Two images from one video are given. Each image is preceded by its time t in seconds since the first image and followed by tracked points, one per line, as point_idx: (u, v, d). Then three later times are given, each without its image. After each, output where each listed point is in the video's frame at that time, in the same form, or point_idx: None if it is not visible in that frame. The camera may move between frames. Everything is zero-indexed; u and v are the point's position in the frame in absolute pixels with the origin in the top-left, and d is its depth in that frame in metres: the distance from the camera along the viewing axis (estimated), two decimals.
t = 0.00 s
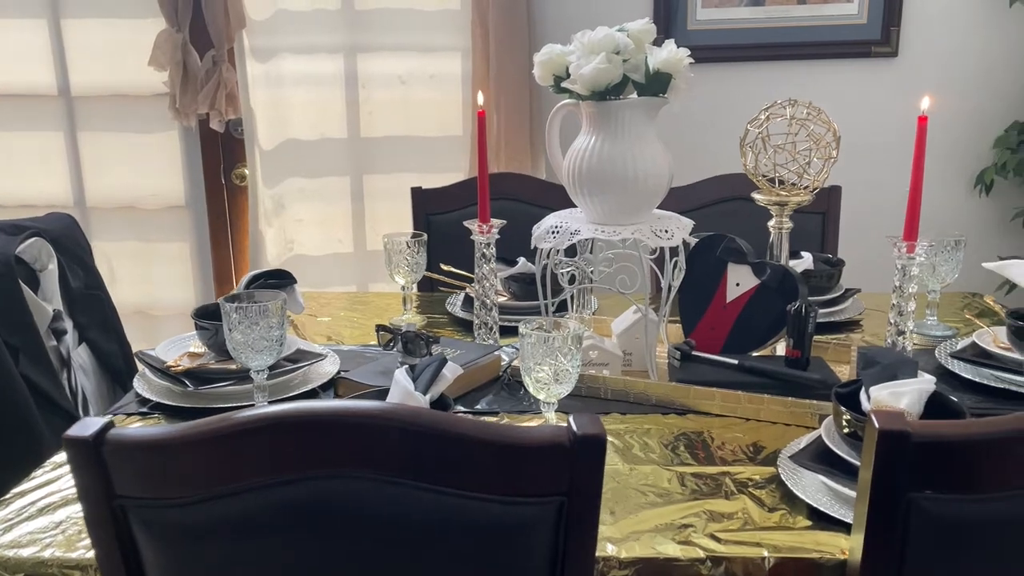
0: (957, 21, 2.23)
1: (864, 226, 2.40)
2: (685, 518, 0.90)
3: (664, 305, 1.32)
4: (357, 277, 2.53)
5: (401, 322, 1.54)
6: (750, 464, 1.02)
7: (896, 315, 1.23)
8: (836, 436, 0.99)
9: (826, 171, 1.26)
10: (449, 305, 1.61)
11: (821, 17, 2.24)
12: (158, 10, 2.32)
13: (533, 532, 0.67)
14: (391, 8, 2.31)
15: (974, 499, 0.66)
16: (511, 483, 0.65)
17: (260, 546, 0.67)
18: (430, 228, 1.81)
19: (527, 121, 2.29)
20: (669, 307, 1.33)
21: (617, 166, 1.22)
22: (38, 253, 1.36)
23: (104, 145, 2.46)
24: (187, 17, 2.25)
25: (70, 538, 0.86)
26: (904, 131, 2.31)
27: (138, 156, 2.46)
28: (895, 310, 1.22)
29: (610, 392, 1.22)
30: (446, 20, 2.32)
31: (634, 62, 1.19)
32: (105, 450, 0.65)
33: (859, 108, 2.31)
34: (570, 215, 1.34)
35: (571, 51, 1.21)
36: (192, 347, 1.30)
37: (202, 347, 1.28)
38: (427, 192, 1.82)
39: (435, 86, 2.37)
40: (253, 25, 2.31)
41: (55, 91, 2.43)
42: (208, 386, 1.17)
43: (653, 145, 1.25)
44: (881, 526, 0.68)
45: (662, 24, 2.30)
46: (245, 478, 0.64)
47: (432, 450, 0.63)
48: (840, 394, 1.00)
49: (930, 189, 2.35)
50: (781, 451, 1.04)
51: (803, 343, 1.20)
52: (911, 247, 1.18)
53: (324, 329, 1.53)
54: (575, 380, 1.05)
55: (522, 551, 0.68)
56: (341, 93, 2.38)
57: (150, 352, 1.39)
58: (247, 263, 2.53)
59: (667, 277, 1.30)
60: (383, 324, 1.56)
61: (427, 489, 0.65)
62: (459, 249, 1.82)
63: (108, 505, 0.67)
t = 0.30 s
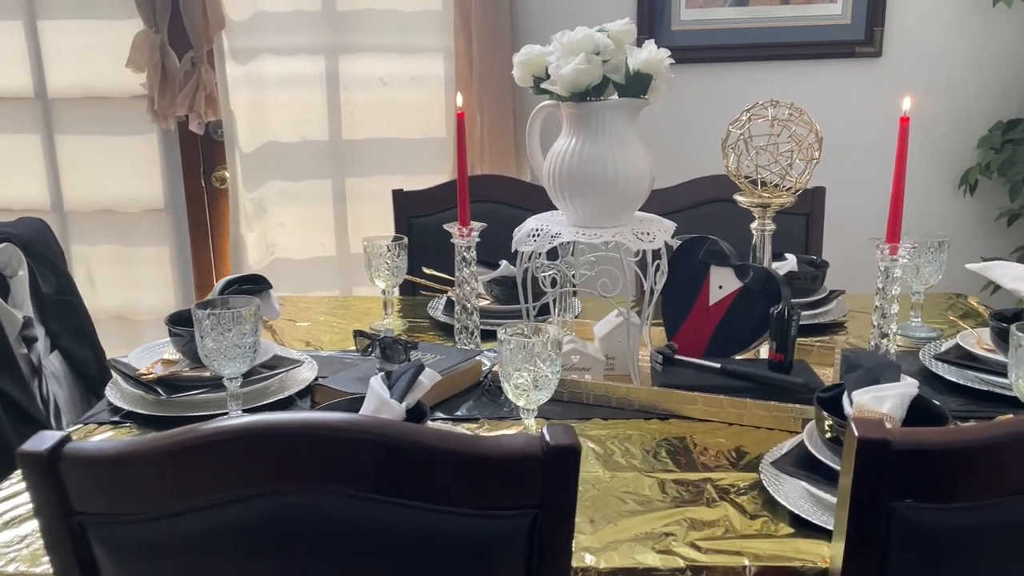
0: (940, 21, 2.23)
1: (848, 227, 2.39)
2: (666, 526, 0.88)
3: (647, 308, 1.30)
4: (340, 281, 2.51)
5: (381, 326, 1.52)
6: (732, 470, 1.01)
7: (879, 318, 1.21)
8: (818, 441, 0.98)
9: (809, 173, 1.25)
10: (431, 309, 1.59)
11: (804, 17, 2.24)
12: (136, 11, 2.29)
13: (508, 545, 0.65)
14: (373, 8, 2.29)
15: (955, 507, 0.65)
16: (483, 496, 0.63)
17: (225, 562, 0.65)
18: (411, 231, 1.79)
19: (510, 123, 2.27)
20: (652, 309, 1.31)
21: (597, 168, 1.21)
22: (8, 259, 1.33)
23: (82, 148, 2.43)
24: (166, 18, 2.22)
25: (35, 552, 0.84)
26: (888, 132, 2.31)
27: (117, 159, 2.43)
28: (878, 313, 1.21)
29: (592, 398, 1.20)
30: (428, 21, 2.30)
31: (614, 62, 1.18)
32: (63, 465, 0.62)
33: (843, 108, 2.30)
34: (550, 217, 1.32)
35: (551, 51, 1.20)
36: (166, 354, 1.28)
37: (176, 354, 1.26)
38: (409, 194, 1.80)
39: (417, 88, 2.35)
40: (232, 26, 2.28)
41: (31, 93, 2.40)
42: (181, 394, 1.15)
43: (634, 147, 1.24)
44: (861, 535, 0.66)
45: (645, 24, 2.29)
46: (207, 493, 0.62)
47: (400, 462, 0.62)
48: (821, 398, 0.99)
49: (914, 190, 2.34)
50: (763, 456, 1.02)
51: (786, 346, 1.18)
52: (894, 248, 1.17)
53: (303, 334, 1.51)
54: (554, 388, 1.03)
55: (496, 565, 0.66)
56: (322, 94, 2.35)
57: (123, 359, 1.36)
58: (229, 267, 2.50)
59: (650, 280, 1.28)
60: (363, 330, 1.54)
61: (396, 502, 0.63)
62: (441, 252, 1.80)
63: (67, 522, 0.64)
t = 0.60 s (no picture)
0: (926, 21, 2.21)
1: (834, 229, 2.38)
2: (646, 539, 0.86)
3: (630, 312, 1.28)
4: (322, 285, 2.48)
5: (360, 333, 1.49)
6: (714, 480, 0.99)
7: (864, 322, 1.19)
8: (801, 450, 0.95)
9: (792, 175, 1.23)
10: (411, 314, 1.56)
11: (790, 18, 2.22)
12: (113, 11, 2.25)
13: (476, 566, 0.62)
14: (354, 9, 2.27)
15: (940, 522, 0.62)
16: (450, 514, 0.60)
17: None
18: (392, 234, 1.77)
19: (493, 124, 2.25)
20: (635, 314, 1.29)
21: (578, 171, 1.18)
22: None
23: (59, 150, 2.39)
24: (142, 18, 2.18)
25: None
26: (875, 133, 2.30)
27: (94, 161, 2.39)
28: (863, 317, 1.19)
29: (574, 405, 1.18)
30: (410, 20, 2.27)
31: (595, 63, 1.15)
32: (9, 485, 0.59)
33: (829, 109, 2.29)
34: (531, 221, 1.29)
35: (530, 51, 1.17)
36: (137, 362, 1.24)
37: (146, 362, 1.22)
38: (390, 197, 1.77)
39: (399, 89, 2.32)
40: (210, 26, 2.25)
41: (6, 95, 2.35)
42: (150, 404, 1.12)
43: (615, 149, 1.21)
44: (844, 552, 0.64)
45: (630, 25, 2.27)
46: (161, 514, 0.60)
47: (362, 481, 0.59)
48: (805, 406, 0.97)
49: (900, 191, 2.33)
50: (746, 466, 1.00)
51: (770, 352, 1.16)
52: (879, 252, 1.16)
53: (280, 340, 1.48)
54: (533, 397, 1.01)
55: None
56: (302, 95, 2.33)
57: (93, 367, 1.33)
58: (209, 271, 2.47)
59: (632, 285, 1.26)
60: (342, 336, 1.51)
61: (360, 522, 0.60)
62: (422, 256, 1.78)
63: (14, 544, 0.61)
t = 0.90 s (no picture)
0: (914, 25, 2.20)
1: (822, 233, 2.36)
2: (626, 559, 0.84)
3: (613, 322, 1.26)
4: (306, 290, 2.46)
5: (340, 342, 1.47)
6: (697, 495, 0.96)
7: (850, 332, 1.17)
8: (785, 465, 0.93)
9: (777, 182, 1.21)
10: (393, 323, 1.53)
11: (778, 21, 2.21)
12: (92, 13, 2.22)
13: None
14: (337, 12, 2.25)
15: (924, 547, 0.60)
16: (414, 542, 0.58)
17: None
18: (375, 241, 1.74)
19: (479, 128, 2.23)
20: (619, 324, 1.27)
21: (559, 178, 1.16)
22: None
23: (37, 154, 2.35)
24: (121, 21, 2.15)
25: None
26: (863, 137, 2.28)
27: (75, 166, 2.35)
28: (850, 326, 1.17)
29: (555, 417, 1.15)
30: (394, 24, 2.25)
31: (576, 68, 1.13)
32: None
33: (817, 113, 2.27)
34: (512, 229, 1.26)
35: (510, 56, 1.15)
36: (108, 375, 1.21)
37: (118, 375, 1.19)
38: (372, 203, 1.75)
39: (382, 93, 2.30)
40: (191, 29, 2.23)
41: None
42: (121, 418, 1.09)
43: (597, 156, 1.19)
44: None
45: (615, 29, 2.25)
46: (113, 543, 0.57)
47: (322, 508, 0.57)
48: (788, 419, 0.95)
49: (889, 195, 2.32)
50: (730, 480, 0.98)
51: (755, 362, 1.14)
52: (865, 261, 1.14)
53: (258, 350, 1.45)
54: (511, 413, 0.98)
55: None
56: (285, 99, 2.31)
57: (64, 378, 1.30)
58: (190, 276, 2.44)
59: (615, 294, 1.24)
60: (322, 345, 1.48)
61: (320, 551, 0.58)
62: (405, 263, 1.75)
63: None
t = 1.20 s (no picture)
0: (907, 27, 2.18)
1: (814, 238, 2.34)
2: None
3: (599, 331, 1.23)
4: (293, 295, 2.44)
5: (322, 351, 1.44)
6: (683, 512, 0.94)
7: (840, 342, 1.14)
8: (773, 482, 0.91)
9: (766, 190, 1.19)
10: (377, 331, 1.51)
11: (770, 23, 2.18)
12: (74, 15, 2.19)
13: None
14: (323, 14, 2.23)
15: None
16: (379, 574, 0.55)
17: None
18: (361, 246, 1.71)
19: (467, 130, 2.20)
20: (605, 333, 1.24)
21: (543, 185, 1.13)
22: None
23: (19, 158, 2.32)
24: (105, 23, 2.12)
25: None
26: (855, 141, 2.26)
27: (58, 170, 2.32)
28: (840, 336, 1.14)
29: (539, 429, 1.12)
30: (382, 25, 2.23)
31: (560, 72, 1.11)
32: None
33: (810, 116, 2.25)
34: (496, 236, 1.24)
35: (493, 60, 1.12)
36: (81, 387, 1.18)
37: (91, 386, 1.16)
38: (357, 208, 1.72)
39: (369, 96, 2.28)
40: (176, 31, 2.20)
41: None
42: (93, 431, 1.06)
43: (582, 162, 1.16)
44: None
45: (605, 31, 2.23)
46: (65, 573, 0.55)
47: (282, 538, 0.54)
48: (776, 434, 0.92)
49: (882, 199, 2.30)
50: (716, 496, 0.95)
51: (743, 373, 1.11)
52: (855, 269, 1.11)
53: (238, 359, 1.42)
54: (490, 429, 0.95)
55: None
56: (271, 101, 2.29)
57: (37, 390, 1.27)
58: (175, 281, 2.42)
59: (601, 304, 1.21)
60: (304, 353, 1.45)
61: None
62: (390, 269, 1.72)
63: None
